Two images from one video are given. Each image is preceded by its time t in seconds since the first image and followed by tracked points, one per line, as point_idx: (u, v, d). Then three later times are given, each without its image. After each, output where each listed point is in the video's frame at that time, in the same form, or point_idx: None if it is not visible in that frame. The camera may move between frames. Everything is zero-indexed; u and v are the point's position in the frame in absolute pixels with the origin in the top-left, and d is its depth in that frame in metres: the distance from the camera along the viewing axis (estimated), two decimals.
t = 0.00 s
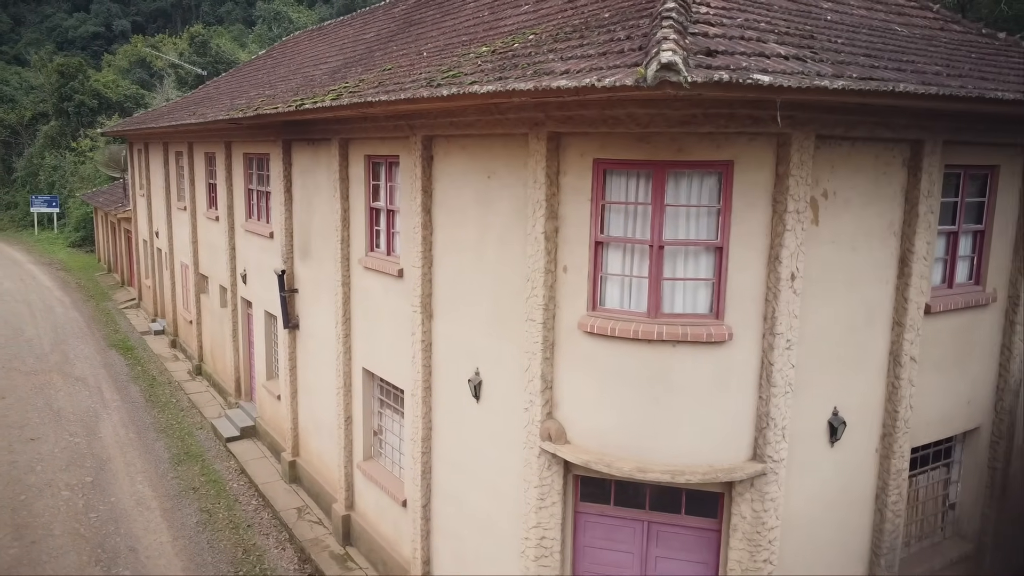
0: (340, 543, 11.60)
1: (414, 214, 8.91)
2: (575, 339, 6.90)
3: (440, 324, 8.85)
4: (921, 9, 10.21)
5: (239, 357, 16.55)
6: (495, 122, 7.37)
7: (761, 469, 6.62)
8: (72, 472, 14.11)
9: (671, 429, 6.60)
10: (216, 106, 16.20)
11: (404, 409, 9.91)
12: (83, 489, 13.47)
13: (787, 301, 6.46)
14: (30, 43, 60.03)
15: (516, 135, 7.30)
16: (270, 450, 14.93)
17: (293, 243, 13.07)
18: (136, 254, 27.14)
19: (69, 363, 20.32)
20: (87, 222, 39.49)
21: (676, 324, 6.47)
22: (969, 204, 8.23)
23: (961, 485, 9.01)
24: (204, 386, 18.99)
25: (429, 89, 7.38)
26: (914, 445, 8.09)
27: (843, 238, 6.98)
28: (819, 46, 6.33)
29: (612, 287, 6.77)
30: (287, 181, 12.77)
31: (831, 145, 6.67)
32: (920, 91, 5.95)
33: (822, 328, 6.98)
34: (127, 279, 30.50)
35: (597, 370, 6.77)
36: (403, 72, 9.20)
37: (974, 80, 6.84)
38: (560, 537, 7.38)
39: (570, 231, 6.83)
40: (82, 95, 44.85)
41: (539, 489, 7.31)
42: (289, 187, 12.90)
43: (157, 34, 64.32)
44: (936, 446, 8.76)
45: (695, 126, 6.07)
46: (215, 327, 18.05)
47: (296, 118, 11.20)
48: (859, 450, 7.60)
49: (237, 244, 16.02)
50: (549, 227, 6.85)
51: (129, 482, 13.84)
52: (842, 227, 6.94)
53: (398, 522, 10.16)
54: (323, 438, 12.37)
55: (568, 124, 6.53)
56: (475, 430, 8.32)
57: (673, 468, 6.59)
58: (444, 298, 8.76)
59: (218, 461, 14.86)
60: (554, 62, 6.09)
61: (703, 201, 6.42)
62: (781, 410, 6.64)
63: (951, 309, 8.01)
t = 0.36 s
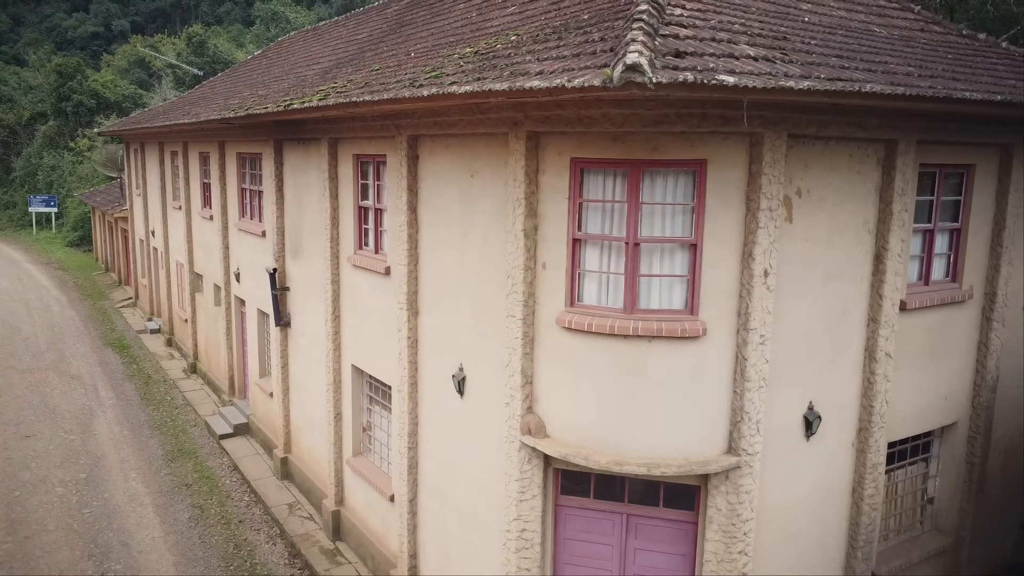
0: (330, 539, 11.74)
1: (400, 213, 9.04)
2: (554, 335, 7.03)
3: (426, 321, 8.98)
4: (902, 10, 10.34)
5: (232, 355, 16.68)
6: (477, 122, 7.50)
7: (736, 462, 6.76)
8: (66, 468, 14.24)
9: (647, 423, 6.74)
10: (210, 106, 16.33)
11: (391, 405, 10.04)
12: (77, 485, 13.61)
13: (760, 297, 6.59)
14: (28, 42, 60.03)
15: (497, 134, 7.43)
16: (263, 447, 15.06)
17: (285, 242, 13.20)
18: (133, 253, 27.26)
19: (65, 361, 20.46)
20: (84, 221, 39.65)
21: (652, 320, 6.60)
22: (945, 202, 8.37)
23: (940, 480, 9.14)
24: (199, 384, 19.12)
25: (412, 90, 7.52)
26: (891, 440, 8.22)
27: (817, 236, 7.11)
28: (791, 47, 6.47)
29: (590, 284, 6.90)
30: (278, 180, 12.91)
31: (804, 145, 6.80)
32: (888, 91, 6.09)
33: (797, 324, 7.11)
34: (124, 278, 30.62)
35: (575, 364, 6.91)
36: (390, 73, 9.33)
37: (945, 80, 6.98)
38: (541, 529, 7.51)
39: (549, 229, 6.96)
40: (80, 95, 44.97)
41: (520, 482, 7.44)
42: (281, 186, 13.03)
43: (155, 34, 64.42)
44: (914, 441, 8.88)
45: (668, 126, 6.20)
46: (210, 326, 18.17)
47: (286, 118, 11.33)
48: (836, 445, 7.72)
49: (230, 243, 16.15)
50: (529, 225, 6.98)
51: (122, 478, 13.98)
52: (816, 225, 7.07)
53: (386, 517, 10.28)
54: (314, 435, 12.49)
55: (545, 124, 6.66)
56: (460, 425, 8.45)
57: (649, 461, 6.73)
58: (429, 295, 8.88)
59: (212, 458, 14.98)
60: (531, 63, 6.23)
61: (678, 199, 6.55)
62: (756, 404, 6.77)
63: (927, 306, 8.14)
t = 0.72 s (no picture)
0: (319, 534, 11.87)
1: (384, 211, 9.18)
2: (531, 330, 7.17)
3: (411, 318, 9.11)
4: (882, 12, 10.48)
5: (225, 353, 16.81)
6: (457, 121, 7.64)
7: (708, 455, 6.89)
8: (60, 465, 14.37)
9: (622, 416, 6.87)
10: (203, 106, 16.46)
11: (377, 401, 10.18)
12: (70, 481, 13.75)
13: (732, 293, 6.72)
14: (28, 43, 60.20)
15: (477, 134, 7.57)
16: (255, 444, 15.19)
17: (276, 241, 13.33)
18: (129, 253, 27.39)
19: (60, 360, 20.59)
20: (82, 221, 39.80)
21: (626, 316, 6.74)
22: (920, 201, 8.51)
23: (917, 474, 9.28)
24: (193, 381, 19.25)
25: (393, 91, 7.65)
26: (866, 434, 8.35)
27: (790, 233, 7.24)
28: (762, 48, 6.60)
29: (567, 280, 7.03)
30: (269, 179, 13.05)
31: (776, 144, 6.94)
32: (854, 92, 6.23)
33: (770, 320, 7.24)
34: (121, 277, 30.75)
35: (552, 359, 7.04)
36: (375, 73, 9.47)
37: (914, 81, 7.11)
38: (520, 522, 7.64)
39: (526, 226, 7.09)
40: (78, 95, 45.11)
41: (499, 476, 7.58)
42: (271, 185, 13.16)
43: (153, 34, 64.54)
44: (890, 436, 9.02)
45: (640, 126, 6.33)
46: (204, 324, 18.30)
47: (275, 118, 11.47)
48: (811, 439, 7.85)
49: (223, 242, 16.29)
50: (506, 222, 7.11)
51: (115, 475, 14.12)
52: (789, 223, 7.21)
53: (372, 511, 10.42)
54: (303, 431, 12.63)
55: (522, 123, 6.79)
56: (443, 420, 8.59)
57: (624, 454, 6.86)
58: (414, 292, 9.01)
59: (204, 455, 15.12)
60: (506, 64, 6.36)
61: (652, 198, 6.68)
62: (728, 399, 6.90)
63: (902, 303, 8.28)
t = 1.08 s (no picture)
0: (308, 530, 12.00)
1: (370, 210, 9.30)
2: (510, 327, 7.29)
3: (396, 315, 9.23)
4: (864, 13, 10.62)
5: (219, 351, 16.94)
6: (439, 121, 7.76)
7: (684, 449, 7.01)
8: (53, 462, 14.50)
9: (599, 411, 7.00)
10: (196, 106, 16.59)
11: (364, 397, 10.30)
12: (63, 478, 13.87)
13: (707, 290, 6.85)
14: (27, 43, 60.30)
15: (458, 133, 7.69)
16: (247, 441, 15.32)
17: (267, 240, 13.46)
18: (125, 252, 27.53)
19: (56, 358, 20.72)
20: (80, 220, 39.97)
21: (602, 312, 6.86)
22: (897, 199, 8.63)
23: (895, 469, 9.40)
24: (187, 379, 19.38)
25: (375, 91, 7.78)
26: (843, 430, 8.47)
27: (765, 231, 7.36)
28: (735, 49, 6.72)
29: (545, 277, 7.15)
30: (260, 179, 13.17)
31: (750, 143, 7.06)
32: (824, 92, 6.35)
33: (745, 316, 7.36)
34: (118, 277, 30.89)
35: (530, 355, 7.16)
36: (361, 74, 9.60)
37: (886, 82, 7.24)
38: (500, 516, 7.76)
39: (505, 224, 7.21)
40: (76, 95, 45.27)
41: (480, 470, 7.70)
42: (263, 185, 13.28)
43: (151, 34, 64.70)
44: (869, 431, 9.14)
45: (614, 125, 6.45)
46: (198, 323, 18.43)
47: (265, 118, 11.59)
48: (787, 433, 7.97)
49: (216, 241, 16.42)
50: (486, 220, 7.23)
51: (108, 471, 14.24)
52: (764, 220, 7.32)
53: (360, 507, 10.55)
54: (294, 428, 12.75)
55: (500, 123, 6.91)
56: (426, 415, 8.71)
57: (600, 448, 6.99)
58: (399, 290, 9.13)
59: (196, 452, 15.23)
60: (483, 65, 6.49)
61: (628, 196, 6.80)
62: (703, 394, 7.02)
63: (879, 300, 8.40)
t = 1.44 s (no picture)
0: (298, 526, 12.11)
1: (356, 208, 9.41)
2: (490, 323, 7.40)
3: (381, 312, 9.34)
4: (846, 14, 10.73)
5: (212, 349, 17.04)
6: (421, 121, 7.87)
7: (660, 444, 7.12)
8: (46, 459, 14.61)
9: (577, 406, 7.11)
10: (189, 106, 16.69)
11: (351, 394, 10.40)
12: (56, 475, 13.98)
13: (682, 287, 6.96)
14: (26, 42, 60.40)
15: (439, 133, 7.80)
16: (239, 439, 15.43)
17: (258, 239, 13.56)
18: (121, 251, 27.64)
19: (51, 357, 20.83)
20: (77, 220, 40.09)
21: (579, 309, 6.97)
22: (875, 198, 8.74)
23: (875, 465, 9.52)
24: (181, 378, 19.49)
25: (358, 91, 7.89)
26: (822, 425, 8.58)
27: (741, 229, 7.47)
28: (709, 50, 6.83)
29: (524, 274, 7.26)
30: (251, 178, 13.28)
31: (725, 143, 7.17)
32: (795, 92, 6.46)
33: (722, 313, 7.47)
34: (114, 276, 31.01)
35: (510, 351, 7.27)
36: (348, 73, 9.71)
37: (860, 82, 7.35)
38: (482, 510, 7.86)
39: (485, 222, 7.32)
40: (74, 95, 45.38)
41: (461, 464, 7.81)
42: (253, 184, 13.39)
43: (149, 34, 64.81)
44: (848, 427, 9.25)
45: (589, 125, 6.57)
46: (191, 322, 18.53)
47: (254, 118, 11.70)
48: (765, 429, 8.08)
49: (209, 239, 16.53)
50: (466, 218, 7.34)
51: (101, 469, 14.35)
52: (740, 218, 7.44)
53: (348, 502, 10.66)
54: (284, 425, 12.86)
55: (479, 122, 7.02)
56: (410, 411, 8.82)
57: (577, 442, 7.10)
58: (384, 287, 9.24)
59: (189, 449, 15.34)
60: (461, 65, 6.60)
61: (604, 194, 6.91)
62: (679, 389, 7.13)
63: (857, 297, 8.51)
